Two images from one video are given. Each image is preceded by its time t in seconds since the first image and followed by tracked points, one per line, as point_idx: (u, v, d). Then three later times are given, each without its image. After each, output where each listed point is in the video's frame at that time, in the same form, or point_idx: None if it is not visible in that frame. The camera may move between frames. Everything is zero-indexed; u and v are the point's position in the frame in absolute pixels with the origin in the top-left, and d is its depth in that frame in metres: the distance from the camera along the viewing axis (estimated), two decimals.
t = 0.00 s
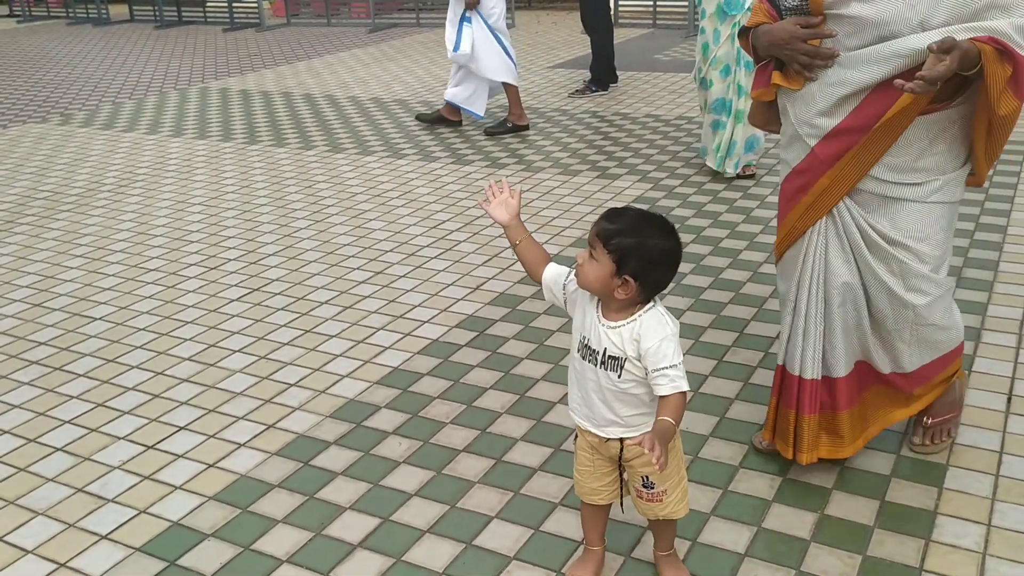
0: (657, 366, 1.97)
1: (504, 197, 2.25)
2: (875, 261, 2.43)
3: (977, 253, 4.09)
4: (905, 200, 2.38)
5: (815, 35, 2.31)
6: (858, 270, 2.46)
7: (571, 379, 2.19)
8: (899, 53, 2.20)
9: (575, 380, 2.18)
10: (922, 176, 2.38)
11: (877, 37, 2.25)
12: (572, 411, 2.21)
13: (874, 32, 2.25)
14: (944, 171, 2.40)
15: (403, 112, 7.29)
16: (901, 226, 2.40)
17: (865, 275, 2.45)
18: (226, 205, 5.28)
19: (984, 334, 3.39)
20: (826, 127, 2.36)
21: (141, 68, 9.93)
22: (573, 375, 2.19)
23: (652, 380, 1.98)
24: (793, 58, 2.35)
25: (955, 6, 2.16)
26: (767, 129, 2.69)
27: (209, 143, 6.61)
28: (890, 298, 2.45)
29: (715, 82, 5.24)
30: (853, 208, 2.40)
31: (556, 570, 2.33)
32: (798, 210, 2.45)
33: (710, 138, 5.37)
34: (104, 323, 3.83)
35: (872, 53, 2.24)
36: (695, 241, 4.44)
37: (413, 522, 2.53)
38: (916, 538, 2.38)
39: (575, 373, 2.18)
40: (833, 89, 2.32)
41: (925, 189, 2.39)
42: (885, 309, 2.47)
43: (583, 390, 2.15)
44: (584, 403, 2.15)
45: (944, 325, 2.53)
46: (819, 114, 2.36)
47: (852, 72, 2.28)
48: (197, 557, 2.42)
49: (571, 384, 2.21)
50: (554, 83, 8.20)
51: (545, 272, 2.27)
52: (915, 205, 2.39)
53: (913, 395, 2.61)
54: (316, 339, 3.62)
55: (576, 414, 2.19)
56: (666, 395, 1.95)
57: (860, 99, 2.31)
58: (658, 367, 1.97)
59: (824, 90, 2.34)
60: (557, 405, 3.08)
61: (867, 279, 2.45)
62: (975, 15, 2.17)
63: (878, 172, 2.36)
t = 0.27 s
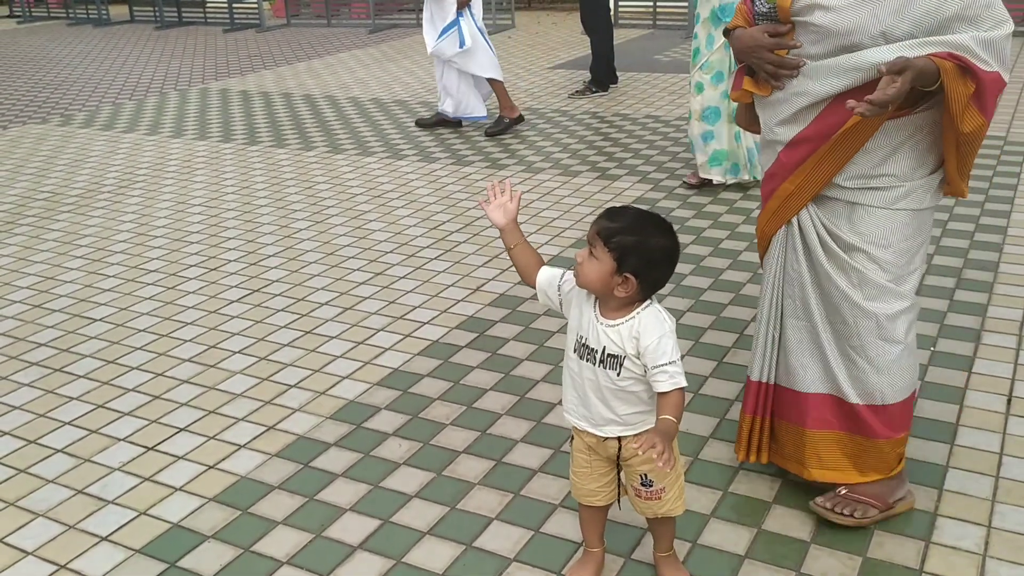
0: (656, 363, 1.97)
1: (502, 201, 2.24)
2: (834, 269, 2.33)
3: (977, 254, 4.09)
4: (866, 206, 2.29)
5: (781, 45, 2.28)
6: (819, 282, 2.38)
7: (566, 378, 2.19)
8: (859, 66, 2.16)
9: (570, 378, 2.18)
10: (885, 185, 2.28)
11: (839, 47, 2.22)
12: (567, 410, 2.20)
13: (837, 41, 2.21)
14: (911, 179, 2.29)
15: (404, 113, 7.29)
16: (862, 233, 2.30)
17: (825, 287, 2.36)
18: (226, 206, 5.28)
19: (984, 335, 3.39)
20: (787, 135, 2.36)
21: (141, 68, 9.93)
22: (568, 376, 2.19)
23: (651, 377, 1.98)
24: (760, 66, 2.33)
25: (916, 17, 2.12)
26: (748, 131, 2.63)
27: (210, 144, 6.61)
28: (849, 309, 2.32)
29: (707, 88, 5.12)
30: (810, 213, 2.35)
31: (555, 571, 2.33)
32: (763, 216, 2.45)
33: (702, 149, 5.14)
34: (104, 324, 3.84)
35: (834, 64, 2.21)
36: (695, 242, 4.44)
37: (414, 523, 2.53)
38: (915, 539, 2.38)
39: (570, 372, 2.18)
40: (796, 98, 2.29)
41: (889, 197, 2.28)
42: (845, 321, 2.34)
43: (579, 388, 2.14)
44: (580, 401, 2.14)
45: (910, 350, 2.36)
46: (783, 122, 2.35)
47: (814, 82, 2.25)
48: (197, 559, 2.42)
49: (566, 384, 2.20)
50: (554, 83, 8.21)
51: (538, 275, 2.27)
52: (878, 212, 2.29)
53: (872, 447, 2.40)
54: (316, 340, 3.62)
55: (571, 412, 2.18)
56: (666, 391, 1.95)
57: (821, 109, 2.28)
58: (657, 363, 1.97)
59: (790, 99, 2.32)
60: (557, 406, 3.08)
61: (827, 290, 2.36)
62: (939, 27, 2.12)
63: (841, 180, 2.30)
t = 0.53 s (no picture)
0: (655, 360, 1.98)
1: (503, 206, 2.24)
2: (813, 275, 2.33)
3: (976, 256, 4.09)
4: (846, 217, 2.27)
5: (764, 44, 2.30)
6: (801, 285, 2.39)
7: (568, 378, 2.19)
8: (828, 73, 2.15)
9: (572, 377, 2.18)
10: (860, 201, 2.26)
11: (816, 53, 2.20)
12: (569, 411, 2.20)
13: (813, 47, 2.19)
14: (888, 198, 2.26)
15: (404, 115, 7.29)
16: (841, 243, 2.28)
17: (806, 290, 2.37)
18: (226, 208, 5.28)
19: (984, 337, 3.39)
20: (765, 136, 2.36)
21: (142, 70, 9.93)
22: (570, 376, 2.19)
23: (651, 374, 1.99)
24: (744, 61, 2.33)
25: (893, 29, 2.08)
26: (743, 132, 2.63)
27: (210, 145, 6.62)
28: (829, 316, 2.33)
29: (697, 100, 4.87)
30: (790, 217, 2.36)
31: (556, 573, 2.33)
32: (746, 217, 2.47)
33: (685, 161, 4.93)
34: (104, 326, 3.84)
35: (808, 69, 2.20)
36: (695, 244, 4.44)
37: (414, 525, 2.53)
38: (916, 541, 2.38)
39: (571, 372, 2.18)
40: (773, 100, 2.31)
41: (871, 209, 2.26)
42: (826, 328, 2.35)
43: (580, 387, 2.14)
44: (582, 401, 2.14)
45: (893, 367, 2.33)
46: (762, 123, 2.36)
47: (790, 85, 2.26)
48: (198, 561, 2.42)
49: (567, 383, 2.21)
50: (555, 85, 8.21)
51: (538, 279, 2.27)
52: (858, 224, 2.27)
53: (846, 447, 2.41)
54: (317, 342, 3.62)
55: (574, 413, 2.18)
56: (665, 387, 1.96)
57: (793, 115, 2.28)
58: (656, 360, 1.98)
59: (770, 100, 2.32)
60: (557, 408, 3.08)
61: (809, 294, 2.37)
62: (916, 41, 2.08)
63: (815, 189, 2.30)
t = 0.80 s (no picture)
0: (657, 359, 1.98)
1: (499, 217, 2.22)
2: (810, 283, 2.32)
3: (976, 259, 4.09)
4: (843, 227, 2.26)
5: (767, 49, 2.32)
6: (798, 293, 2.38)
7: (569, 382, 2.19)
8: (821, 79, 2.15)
9: (573, 381, 2.17)
10: (855, 212, 2.25)
11: (814, 58, 2.20)
12: (570, 415, 2.19)
13: (811, 52, 2.20)
14: (886, 207, 2.24)
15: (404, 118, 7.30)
16: (836, 254, 2.28)
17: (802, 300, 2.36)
18: (225, 211, 5.28)
19: (984, 340, 3.39)
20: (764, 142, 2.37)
21: (141, 73, 9.94)
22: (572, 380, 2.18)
23: (653, 374, 1.99)
24: (748, 65, 2.36)
25: (891, 36, 2.07)
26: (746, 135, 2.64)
27: (209, 148, 6.62)
28: (823, 324, 2.33)
29: (677, 108, 4.91)
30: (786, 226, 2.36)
31: None
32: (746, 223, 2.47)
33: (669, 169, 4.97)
34: (103, 329, 3.83)
35: (803, 74, 2.20)
36: (695, 247, 4.44)
37: (413, 529, 2.52)
38: (916, 545, 2.37)
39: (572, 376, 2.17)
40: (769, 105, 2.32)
41: (868, 221, 2.25)
42: (820, 336, 2.34)
43: (581, 391, 2.14)
44: (584, 405, 2.14)
45: (893, 379, 2.32)
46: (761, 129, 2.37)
47: (786, 90, 2.26)
48: (195, 564, 2.41)
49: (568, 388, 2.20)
50: (554, 88, 8.22)
51: (537, 288, 2.26)
52: (855, 235, 2.26)
53: (841, 450, 2.40)
54: (315, 345, 3.62)
55: (576, 418, 2.17)
56: (667, 387, 1.97)
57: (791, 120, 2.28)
58: (658, 360, 1.98)
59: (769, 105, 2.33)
60: (556, 411, 3.08)
61: (804, 302, 2.36)
62: (914, 48, 2.06)
63: (812, 198, 2.30)
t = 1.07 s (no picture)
0: (663, 355, 1.99)
1: (497, 218, 2.22)
2: (813, 285, 2.32)
3: (976, 257, 4.08)
4: (847, 228, 2.25)
5: (772, 48, 2.32)
6: (800, 293, 2.37)
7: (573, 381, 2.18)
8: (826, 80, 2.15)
9: (576, 381, 2.17)
10: (860, 212, 2.24)
11: (818, 57, 2.20)
12: (573, 416, 2.19)
13: (815, 51, 2.20)
14: (891, 205, 2.23)
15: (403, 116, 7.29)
16: (839, 255, 2.27)
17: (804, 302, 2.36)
18: (225, 209, 5.28)
19: (984, 338, 3.39)
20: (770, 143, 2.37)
21: (141, 71, 9.93)
22: (574, 379, 2.18)
23: (659, 370, 2.00)
24: (753, 65, 2.36)
25: (896, 36, 2.06)
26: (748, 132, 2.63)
27: (209, 147, 6.61)
28: (825, 325, 2.32)
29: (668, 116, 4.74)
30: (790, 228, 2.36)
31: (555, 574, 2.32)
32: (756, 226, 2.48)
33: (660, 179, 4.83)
34: (102, 327, 3.83)
35: (808, 74, 2.21)
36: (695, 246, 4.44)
37: (412, 526, 2.52)
38: (916, 542, 2.37)
39: (575, 375, 2.17)
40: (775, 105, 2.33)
41: (873, 221, 2.24)
42: (821, 337, 2.34)
43: (585, 390, 2.14)
44: (588, 404, 2.13)
45: (893, 381, 2.32)
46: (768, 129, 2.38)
47: (791, 90, 2.27)
48: (195, 562, 2.41)
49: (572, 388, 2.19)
50: (554, 86, 8.21)
51: (536, 289, 2.26)
52: (859, 235, 2.25)
53: (839, 454, 2.39)
54: (315, 343, 3.62)
55: (580, 419, 2.16)
56: (673, 383, 1.97)
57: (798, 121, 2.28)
58: (664, 356, 1.99)
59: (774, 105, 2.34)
60: (556, 409, 3.07)
61: (807, 302, 2.36)
62: (920, 48, 2.06)
63: (818, 199, 2.29)
